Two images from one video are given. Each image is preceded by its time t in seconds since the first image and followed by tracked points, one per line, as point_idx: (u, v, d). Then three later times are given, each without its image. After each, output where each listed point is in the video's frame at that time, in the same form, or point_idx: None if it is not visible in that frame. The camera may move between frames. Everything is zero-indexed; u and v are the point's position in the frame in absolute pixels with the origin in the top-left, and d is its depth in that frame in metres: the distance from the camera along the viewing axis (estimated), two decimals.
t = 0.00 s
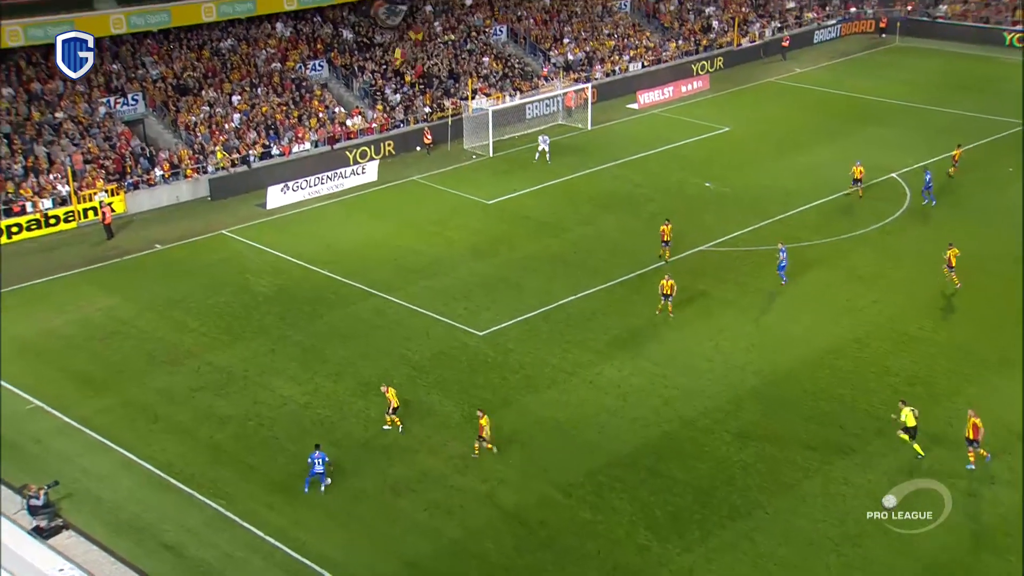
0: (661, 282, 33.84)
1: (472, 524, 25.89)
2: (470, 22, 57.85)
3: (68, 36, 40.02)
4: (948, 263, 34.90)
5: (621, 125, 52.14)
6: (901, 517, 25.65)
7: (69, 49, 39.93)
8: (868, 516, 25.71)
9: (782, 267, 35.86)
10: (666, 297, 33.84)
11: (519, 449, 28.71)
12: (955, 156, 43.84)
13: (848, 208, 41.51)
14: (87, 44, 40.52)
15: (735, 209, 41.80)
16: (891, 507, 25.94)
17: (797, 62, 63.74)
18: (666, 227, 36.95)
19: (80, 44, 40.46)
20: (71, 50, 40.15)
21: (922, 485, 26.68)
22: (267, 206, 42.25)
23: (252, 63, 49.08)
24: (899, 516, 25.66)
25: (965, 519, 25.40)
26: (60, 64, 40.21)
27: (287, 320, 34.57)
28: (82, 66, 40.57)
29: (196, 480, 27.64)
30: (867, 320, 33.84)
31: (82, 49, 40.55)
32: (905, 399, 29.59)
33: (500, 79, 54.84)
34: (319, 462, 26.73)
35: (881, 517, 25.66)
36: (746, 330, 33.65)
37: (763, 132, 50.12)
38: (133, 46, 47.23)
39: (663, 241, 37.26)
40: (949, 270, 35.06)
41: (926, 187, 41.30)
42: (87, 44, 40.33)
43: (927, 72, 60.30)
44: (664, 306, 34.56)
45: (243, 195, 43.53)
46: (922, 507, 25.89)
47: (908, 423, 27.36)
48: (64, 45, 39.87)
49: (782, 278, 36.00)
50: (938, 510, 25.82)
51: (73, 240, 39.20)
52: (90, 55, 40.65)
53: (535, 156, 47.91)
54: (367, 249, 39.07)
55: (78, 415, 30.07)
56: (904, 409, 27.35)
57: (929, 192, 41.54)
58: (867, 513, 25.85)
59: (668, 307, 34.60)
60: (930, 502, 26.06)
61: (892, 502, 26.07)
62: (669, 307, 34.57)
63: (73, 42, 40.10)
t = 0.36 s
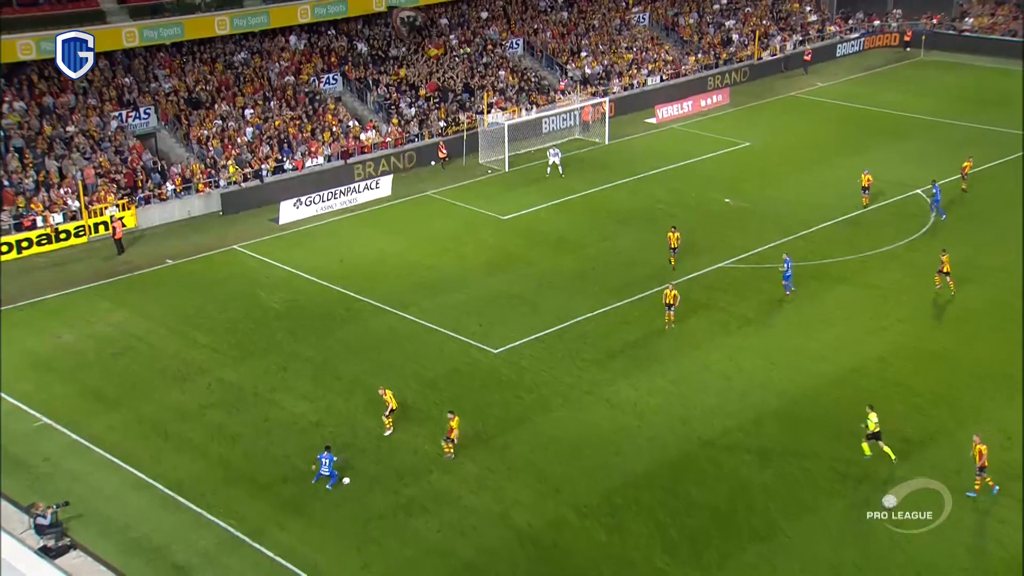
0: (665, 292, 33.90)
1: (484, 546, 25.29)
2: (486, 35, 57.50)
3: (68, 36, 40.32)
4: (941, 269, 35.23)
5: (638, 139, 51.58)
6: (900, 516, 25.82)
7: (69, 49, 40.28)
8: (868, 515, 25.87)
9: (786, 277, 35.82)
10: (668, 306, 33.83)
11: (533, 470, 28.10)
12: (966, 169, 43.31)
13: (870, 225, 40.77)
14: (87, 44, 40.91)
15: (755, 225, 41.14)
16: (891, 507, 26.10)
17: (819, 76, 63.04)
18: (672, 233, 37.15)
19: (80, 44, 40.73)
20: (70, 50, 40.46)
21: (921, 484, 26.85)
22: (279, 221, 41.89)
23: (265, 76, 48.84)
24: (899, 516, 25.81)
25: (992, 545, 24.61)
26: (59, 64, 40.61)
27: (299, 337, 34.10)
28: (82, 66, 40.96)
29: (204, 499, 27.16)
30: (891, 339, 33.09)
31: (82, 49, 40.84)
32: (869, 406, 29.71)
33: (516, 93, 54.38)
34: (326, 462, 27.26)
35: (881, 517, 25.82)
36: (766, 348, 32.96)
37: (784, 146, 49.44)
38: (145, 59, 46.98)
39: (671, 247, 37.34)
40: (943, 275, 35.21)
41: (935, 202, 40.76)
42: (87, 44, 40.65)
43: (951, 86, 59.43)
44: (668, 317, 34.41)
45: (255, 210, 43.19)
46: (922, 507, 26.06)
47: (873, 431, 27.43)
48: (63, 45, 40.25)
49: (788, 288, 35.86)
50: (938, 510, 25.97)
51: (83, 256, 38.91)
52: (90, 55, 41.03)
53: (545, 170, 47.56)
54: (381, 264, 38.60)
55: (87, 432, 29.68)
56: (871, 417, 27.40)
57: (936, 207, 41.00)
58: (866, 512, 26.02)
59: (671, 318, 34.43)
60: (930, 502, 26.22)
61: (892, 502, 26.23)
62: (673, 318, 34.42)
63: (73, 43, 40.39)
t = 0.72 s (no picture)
0: (659, 294, 33.35)
1: (484, 558, 24.49)
2: (487, 35, 56.75)
3: (68, 36, 39.51)
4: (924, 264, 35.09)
5: (643, 142, 50.80)
6: (900, 516, 25.54)
7: (69, 49, 39.51)
8: (868, 515, 25.57)
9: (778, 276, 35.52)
10: (662, 309, 33.36)
11: (535, 480, 27.32)
12: (965, 171, 42.67)
13: (881, 229, 39.95)
14: (87, 44, 40.09)
15: (763, 229, 40.36)
16: (891, 507, 25.82)
17: (828, 77, 62.21)
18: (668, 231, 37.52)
19: (80, 44, 39.89)
20: (71, 50, 39.65)
21: (922, 484, 26.58)
22: (274, 225, 41.16)
23: (261, 77, 48.06)
24: (900, 516, 25.53)
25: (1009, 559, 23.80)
26: (60, 64, 39.75)
27: (296, 344, 33.34)
28: (82, 66, 40.08)
29: (197, 510, 26.38)
30: (902, 346, 32.30)
31: (82, 49, 40.03)
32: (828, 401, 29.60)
33: (517, 95, 53.60)
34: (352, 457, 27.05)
35: (881, 517, 25.52)
36: (773, 355, 32.17)
37: (791, 149, 48.63)
38: (137, 59, 46.26)
39: (666, 242, 37.73)
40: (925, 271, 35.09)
41: (928, 203, 40.25)
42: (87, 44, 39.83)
43: (963, 87, 58.53)
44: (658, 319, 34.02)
45: (250, 214, 42.49)
46: (922, 507, 25.78)
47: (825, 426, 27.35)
48: (64, 45, 39.42)
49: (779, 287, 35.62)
50: (938, 510, 25.70)
51: (73, 260, 38.26)
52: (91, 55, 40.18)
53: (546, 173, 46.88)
54: (381, 269, 37.84)
55: (77, 441, 28.91)
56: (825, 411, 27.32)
57: (930, 208, 40.44)
58: (866, 512, 25.71)
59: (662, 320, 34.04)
60: (930, 502, 25.96)
61: (892, 502, 25.94)
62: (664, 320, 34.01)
63: (74, 42, 39.58)
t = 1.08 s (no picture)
0: (656, 288, 33.14)
1: (481, 563, 24.00)
2: (484, 30, 56.16)
3: (68, 36, 39.71)
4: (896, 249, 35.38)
5: (643, 139, 50.29)
6: (900, 516, 25.17)
7: (69, 49, 39.68)
8: (868, 515, 25.20)
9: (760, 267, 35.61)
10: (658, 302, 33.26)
11: (533, 483, 26.81)
12: (954, 167, 42.63)
13: (885, 228, 39.46)
14: (87, 43, 40.15)
15: (766, 228, 39.85)
16: (891, 507, 25.45)
17: (831, 73, 61.69)
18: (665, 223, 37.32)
19: (81, 44, 40.03)
20: (71, 50, 39.80)
21: (921, 484, 26.23)
22: (269, 224, 40.68)
23: (255, 73, 47.55)
24: (900, 516, 25.16)
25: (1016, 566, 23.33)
26: (60, 64, 39.84)
27: (291, 345, 32.85)
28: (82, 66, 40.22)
29: (188, 513, 25.89)
30: (907, 346, 31.80)
31: (83, 49, 40.15)
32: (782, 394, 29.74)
33: (515, 91, 53.05)
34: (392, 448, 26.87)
35: (881, 517, 25.15)
36: (776, 356, 31.67)
37: (794, 147, 48.13)
38: (129, 54, 45.81)
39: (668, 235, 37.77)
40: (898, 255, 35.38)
41: (913, 197, 39.84)
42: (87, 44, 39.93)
43: (968, 83, 58.00)
44: (654, 311, 33.98)
45: (244, 213, 41.99)
46: (922, 508, 25.42)
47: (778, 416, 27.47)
48: (64, 45, 39.62)
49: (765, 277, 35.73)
50: (938, 510, 25.36)
51: (64, 259, 37.77)
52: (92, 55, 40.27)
53: (549, 169, 46.46)
54: (378, 269, 37.34)
55: (67, 443, 28.43)
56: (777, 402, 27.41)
57: (914, 203, 40.10)
58: (866, 512, 25.34)
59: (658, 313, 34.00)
60: (930, 502, 25.61)
61: (891, 502, 25.57)
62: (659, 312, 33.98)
63: (74, 42, 39.75)
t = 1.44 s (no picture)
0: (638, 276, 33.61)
1: (465, 565, 23.78)
2: (466, 29, 55.91)
3: (68, 36, 39.70)
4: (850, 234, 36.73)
5: (626, 138, 50.20)
6: (900, 516, 25.12)
7: (69, 49, 39.72)
8: (868, 515, 25.10)
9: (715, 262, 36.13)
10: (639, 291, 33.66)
11: (517, 485, 26.63)
12: (920, 160, 42.88)
13: (869, 227, 39.48)
14: (88, 44, 40.32)
15: (749, 227, 39.79)
16: (890, 507, 25.37)
17: (813, 71, 61.78)
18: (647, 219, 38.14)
19: (81, 44, 40.09)
20: (71, 49, 39.86)
21: (921, 484, 26.15)
22: (249, 224, 40.36)
23: (233, 72, 47.18)
24: (899, 516, 25.08)
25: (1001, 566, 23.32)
26: (60, 64, 39.90)
27: (271, 347, 32.53)
28: (82, 65, 40.36)
29: (168, 517, 25.57)
30: (891, 345, 31.77)
31: (83, 48, 40.27)
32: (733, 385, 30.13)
33: (497, 90, 52.83)
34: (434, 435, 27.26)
35: (881, 517, 25.06)
36: (760, 356, 31.57)
37: (777, 146, 48.15)
38: (106, 53, 45.26)
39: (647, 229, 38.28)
40: (851, 241, 36.73)
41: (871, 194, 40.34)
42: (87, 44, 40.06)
43: (951, 81, 58.19)
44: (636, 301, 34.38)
45: (224, 213, 41.66)
46: (922, 507, 25.37)
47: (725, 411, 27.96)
48: (64, 45, 39.61)
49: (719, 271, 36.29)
50: (938, 510, 25.30)
51: (40, 260, 37.34)
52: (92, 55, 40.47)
53: (533, 169, 46.33)
54: (360, 270, 37.06)
55: (43, 447, 28.03)
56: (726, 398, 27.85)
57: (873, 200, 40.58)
58: (866, 512, 25.23)
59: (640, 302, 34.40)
60: (929, 502, 25.55)
61: (891, 502, 25.51)
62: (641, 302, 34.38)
63: (74, 42, 39.78)
